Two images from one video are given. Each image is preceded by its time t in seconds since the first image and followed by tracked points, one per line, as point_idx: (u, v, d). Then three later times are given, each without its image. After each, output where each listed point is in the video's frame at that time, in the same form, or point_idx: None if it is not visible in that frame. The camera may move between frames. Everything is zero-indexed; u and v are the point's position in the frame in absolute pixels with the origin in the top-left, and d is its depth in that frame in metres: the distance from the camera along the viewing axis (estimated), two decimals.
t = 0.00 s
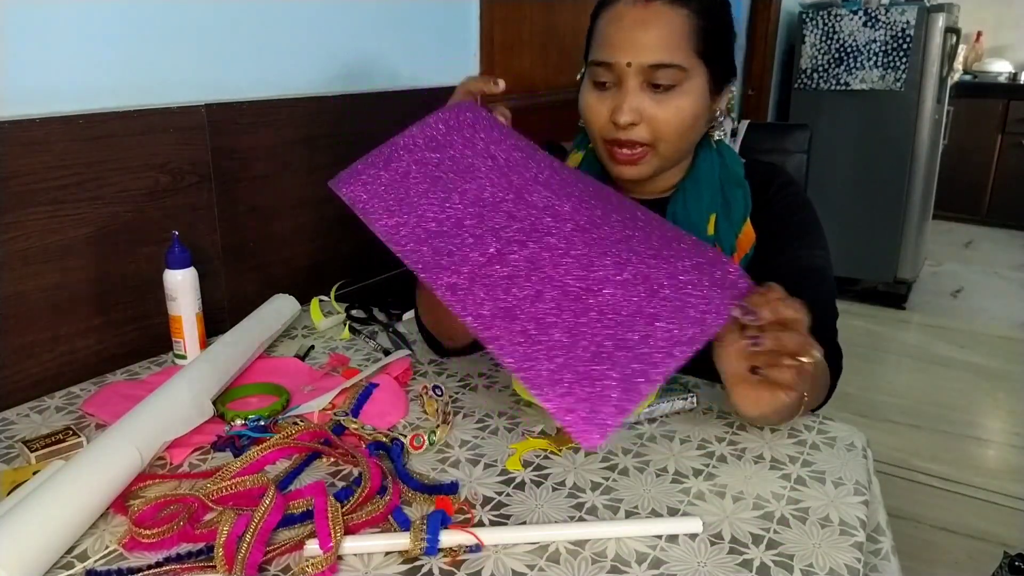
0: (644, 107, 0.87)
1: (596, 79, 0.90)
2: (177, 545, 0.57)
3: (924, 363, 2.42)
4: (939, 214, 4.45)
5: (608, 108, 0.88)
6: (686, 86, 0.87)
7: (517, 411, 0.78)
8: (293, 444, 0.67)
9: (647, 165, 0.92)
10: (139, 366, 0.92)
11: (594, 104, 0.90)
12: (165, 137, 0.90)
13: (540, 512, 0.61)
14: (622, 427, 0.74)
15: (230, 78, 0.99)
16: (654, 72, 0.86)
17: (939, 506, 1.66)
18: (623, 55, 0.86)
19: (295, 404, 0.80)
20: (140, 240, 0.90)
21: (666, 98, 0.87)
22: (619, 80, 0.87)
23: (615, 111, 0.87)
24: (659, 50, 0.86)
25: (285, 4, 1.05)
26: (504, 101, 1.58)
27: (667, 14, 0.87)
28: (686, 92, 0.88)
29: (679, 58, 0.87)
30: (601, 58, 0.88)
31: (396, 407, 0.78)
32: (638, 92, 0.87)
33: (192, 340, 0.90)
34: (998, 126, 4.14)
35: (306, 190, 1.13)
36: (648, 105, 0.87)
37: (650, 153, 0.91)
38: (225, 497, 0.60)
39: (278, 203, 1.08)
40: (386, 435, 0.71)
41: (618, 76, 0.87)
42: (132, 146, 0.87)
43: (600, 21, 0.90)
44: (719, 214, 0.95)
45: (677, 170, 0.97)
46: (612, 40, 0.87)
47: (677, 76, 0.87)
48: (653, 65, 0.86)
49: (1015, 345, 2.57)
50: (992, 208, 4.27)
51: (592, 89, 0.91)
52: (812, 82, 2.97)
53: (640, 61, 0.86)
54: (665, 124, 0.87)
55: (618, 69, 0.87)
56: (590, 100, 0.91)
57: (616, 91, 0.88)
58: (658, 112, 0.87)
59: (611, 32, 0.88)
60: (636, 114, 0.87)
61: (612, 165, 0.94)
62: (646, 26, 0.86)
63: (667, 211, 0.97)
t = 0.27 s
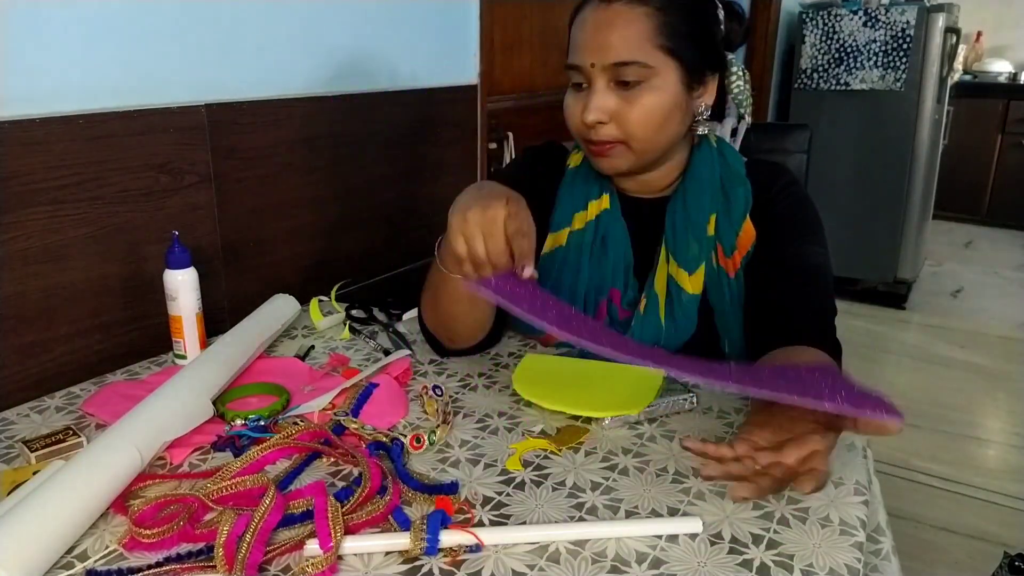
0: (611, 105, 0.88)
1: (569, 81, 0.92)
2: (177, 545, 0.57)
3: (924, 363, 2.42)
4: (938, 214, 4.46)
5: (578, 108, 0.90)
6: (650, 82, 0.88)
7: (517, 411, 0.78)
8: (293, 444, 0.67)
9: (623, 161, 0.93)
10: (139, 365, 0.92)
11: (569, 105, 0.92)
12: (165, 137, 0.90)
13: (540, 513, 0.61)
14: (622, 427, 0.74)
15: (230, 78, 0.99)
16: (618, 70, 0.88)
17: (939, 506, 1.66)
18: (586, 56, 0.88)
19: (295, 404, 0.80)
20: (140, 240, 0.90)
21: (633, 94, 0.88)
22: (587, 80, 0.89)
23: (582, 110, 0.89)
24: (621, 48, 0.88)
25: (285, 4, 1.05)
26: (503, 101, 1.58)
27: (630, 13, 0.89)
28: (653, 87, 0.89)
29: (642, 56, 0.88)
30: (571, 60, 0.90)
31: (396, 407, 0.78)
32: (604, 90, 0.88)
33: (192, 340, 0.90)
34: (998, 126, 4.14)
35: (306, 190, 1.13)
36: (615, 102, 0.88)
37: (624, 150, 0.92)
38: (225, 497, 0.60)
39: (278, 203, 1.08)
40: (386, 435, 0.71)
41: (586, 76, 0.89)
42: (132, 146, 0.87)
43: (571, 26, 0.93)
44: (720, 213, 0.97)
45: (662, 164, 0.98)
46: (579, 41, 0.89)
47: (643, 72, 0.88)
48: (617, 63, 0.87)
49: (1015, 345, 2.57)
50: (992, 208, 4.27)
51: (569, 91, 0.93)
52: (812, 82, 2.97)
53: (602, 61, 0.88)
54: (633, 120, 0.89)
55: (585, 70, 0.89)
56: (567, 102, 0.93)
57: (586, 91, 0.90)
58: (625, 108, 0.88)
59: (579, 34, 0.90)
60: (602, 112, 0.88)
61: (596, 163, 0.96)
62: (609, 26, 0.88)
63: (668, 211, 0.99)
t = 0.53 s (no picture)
0: (612, 101, 0.89)
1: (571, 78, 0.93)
2: (178, 544, 0.57)
3: (924, 363, 2.42)
4: (939, 214, 4.45)
5: (580, 104, 0.92)
6: (652, 78, 0.90)
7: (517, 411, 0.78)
8: (293, 444, 0.67)
9: (627, 157, 0.94)
10: (139, 365, 0.92)
11: (571, 102, 0.93)
12: (165, 137, 0.90)
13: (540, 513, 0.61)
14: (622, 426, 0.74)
15: (230, 78, 0.99)
16: (619, 66, 0.89)
17: (939, 506, 1.66)
18: (587, 52, 0.89)
19: (295, 403, 0.80)
20: (140, 240, 0.90)
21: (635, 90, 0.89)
22: (588, 76, 0.90)
23: (585, 107, 0.90)
24: (622, 44, 0.89)
25: (285, 5, 1.05)
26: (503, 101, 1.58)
27: (629, 9, 0.90)
28: (654, 83, 0.90)
29: (643, 51, 0.89)
30: (571, 57, 0.92)
31: (396, 406, 0.78)
32: (605, 86, 0.89)
33: (192, 339, 0.90)
34: (999, 126, 4.14)
35: (305, 190, 1.13)
36: (616, 98, 0.89)
37: (627, 146, 0.93)
38: (225, 497, 0.60)
39: (278, 203, 1.08)
40: (386, 435, 0.71)
41: (587, 73, 0.90)
42: (132, 146, 0.87)
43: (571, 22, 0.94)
44: (721, 211, 0.98)
45: (664, 159, 0.99)
46: (578, 38, 0.90)
47: (643, 68, 0.89)
48: (617, 58, 0.88)
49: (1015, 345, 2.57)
50: (992, 208, 4.27)
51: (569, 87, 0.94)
52: (812, 82, 2.97)
53: (603, 57, 0.89)
54: (635, 116, 0.90)
55: (585, 67, 0.90)
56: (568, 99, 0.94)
57: (587, 87, 0.91)
58: (626, 104, 0.89)
59: (577, 31, 0.91)
60: (604, 108, 0.89)
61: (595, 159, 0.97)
62: (609, 22, 0.89)
63: (669, 210, 1.00)
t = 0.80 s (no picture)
0: (640, 105, 0.89)
1: (594, 81, 0.93)
2: (178, 544, 0.57)
3: (924, 363, 2.42)
4: (939, 214, 4.45)
5: (605, 107, 0.92)
6: (679, 83, 0.90)
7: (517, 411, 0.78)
8: (293, 444, 0.67)
9: (651, 163, 0.94)
10: (139, 365, 0.92)
11: (594, 104, 0.93)
12: (165, 137, 0.90)
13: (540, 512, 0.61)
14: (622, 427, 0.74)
15: (230, 78, 0.99)
16: (647, 70, 0.89)
17: (939, 506, 1.66)
18: (615, 55, 0.89)
19: (295, 403, 0.80)
20: (140, 240, 0.90)
21: (662, 95, 0.90)
22: (614, 79, 0.91)
23: (611, 110, 0.90)
24: (652, 47, 0.89)
25: (285, 5, 1.05)
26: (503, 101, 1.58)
27: (658, 13, 0.90)
28: (683, 88, 0.90)
29: (671, 56, 0.90)
30: (596, 59, 0.91)
31: (396, 406, 0.78)
32: (633, 89, 0.90)
33: (192, 339, 0.90)
34: (999, 126, 4.14)
35: (306, 190, 1.13)
36: (643, 101, 0.90)
37: (651, 152, 0.93)
38: (225, 497, 0.61)
39: (278, 203, 1.08)
40: (386, 435, 0.71)
41: (613, 75, 0.91)
42: (132, 146, 0.87)
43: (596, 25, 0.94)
44: (731, 212, 0.99)
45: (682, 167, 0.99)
46: (605, 40, 0.90)
47: (672, 73, 0.89)
48: (646, 62, 0.89)
49: (1016, 345, 2.57)
50: (992, 208, 4.27)
51: (592, 90, 0.94)
52: (812, 82, 2.97)
53: (632, 60, 0.89)
54: (661, 119, 0.90)
55: (613, 70, 0.90)
56: (590, 102, 0.94)
57: (613, 90, 0.91)
58: (654, 108, 0.90)
59: (603, 34, 0.91)
60: (632, 111, 0.89)
61: (615, 165, 0.96)
62: (639, 25, 0.89)
63: (680, 214, 1.01)
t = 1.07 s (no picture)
0: (677, 137, 0.86)
1: (623, 107, 0.89)
2: (178, 545, 0.57)
3: (924, 363, 2.42)
4: (938, 214, 4.46)
5: (638, 137, 0.88)
6: (716, 117, 0.88)
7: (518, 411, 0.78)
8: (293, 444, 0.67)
9: (677, 197, 0.91)
10: (139, 365, 0.92)
11: (622, 132, 0.89)
12: (166, 137, 0.90)
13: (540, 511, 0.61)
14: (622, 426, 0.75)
15: (229, 78, 0.99)
16: (686, 101, 0.86)
17: (939, 506, 1.67)
18: (655, 83, 0.85)
19: (295, 404, 0.80)
20: (140, 240, 0.90)
21: (699, 126, 0.87)
22: (649, 107, 0.87)
23: (647, 141, 0.86)
24: (692, 77, 0.86)
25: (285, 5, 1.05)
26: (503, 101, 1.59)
27: (695, 41, 0.88)
28: (719, 121, 0.88)
29: (711, 87, 0.87)
30: (629, 85, 0.87)
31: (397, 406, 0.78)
32: (669, 119, 0.86)
33: (192, 339, 0.90)
34: (998, 126, 4.14)
35: (306, 191, 1.13)
36: (680, 133, 0.86)
37: (682, 184, 0.91)
38: (226, 496, 0.61)
39: (279, 203, 1.08)
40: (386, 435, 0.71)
41: (647, 103, 0.87)
42: (132, 146, 0.87)
43: (626, 49, 0.90)
44: (738, 219, 0.97)
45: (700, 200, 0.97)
46: (642, 66, 0.86)
47: (710, 105, 0.87)
48: (687, 93, 0.85)
49: (1016, 345, 2.57)
50: (992, 207, 4.27)
51: (619, 116, 0.90)
52: (811, 82, 2.97)
53: (672, 89, 0.86)
54: (697, 152, 0.87)
55: (649, 97, 0.86)
56: (616, 128, 0.90)
57: (646, 120, 0.88)
58: (692, 141, 0.87)
59: (638, 59, 0.87)
60: (669, 143, 0.86)
61: (639, 197, 0.93)
62: (677, 52, 0.86)
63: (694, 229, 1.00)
